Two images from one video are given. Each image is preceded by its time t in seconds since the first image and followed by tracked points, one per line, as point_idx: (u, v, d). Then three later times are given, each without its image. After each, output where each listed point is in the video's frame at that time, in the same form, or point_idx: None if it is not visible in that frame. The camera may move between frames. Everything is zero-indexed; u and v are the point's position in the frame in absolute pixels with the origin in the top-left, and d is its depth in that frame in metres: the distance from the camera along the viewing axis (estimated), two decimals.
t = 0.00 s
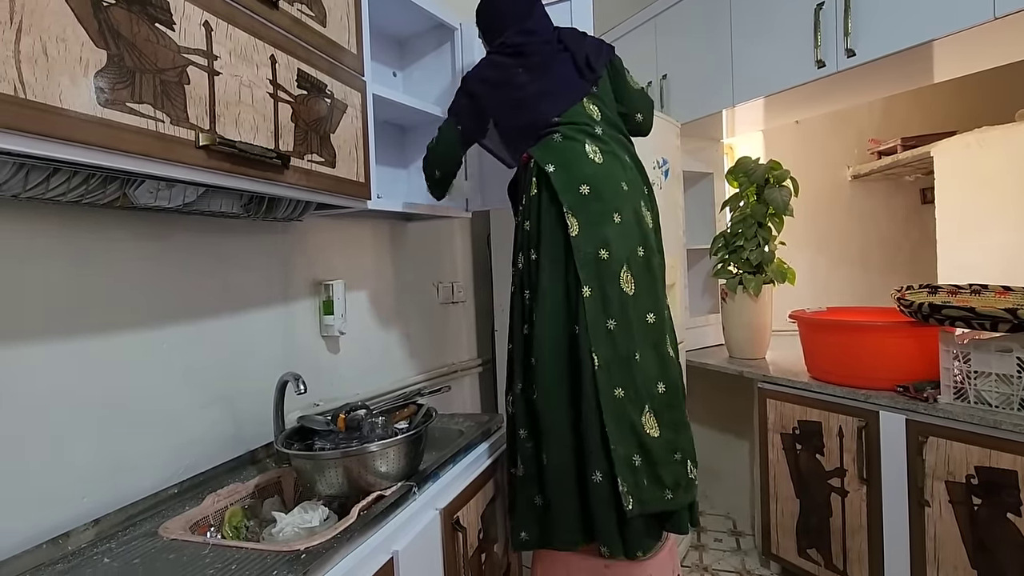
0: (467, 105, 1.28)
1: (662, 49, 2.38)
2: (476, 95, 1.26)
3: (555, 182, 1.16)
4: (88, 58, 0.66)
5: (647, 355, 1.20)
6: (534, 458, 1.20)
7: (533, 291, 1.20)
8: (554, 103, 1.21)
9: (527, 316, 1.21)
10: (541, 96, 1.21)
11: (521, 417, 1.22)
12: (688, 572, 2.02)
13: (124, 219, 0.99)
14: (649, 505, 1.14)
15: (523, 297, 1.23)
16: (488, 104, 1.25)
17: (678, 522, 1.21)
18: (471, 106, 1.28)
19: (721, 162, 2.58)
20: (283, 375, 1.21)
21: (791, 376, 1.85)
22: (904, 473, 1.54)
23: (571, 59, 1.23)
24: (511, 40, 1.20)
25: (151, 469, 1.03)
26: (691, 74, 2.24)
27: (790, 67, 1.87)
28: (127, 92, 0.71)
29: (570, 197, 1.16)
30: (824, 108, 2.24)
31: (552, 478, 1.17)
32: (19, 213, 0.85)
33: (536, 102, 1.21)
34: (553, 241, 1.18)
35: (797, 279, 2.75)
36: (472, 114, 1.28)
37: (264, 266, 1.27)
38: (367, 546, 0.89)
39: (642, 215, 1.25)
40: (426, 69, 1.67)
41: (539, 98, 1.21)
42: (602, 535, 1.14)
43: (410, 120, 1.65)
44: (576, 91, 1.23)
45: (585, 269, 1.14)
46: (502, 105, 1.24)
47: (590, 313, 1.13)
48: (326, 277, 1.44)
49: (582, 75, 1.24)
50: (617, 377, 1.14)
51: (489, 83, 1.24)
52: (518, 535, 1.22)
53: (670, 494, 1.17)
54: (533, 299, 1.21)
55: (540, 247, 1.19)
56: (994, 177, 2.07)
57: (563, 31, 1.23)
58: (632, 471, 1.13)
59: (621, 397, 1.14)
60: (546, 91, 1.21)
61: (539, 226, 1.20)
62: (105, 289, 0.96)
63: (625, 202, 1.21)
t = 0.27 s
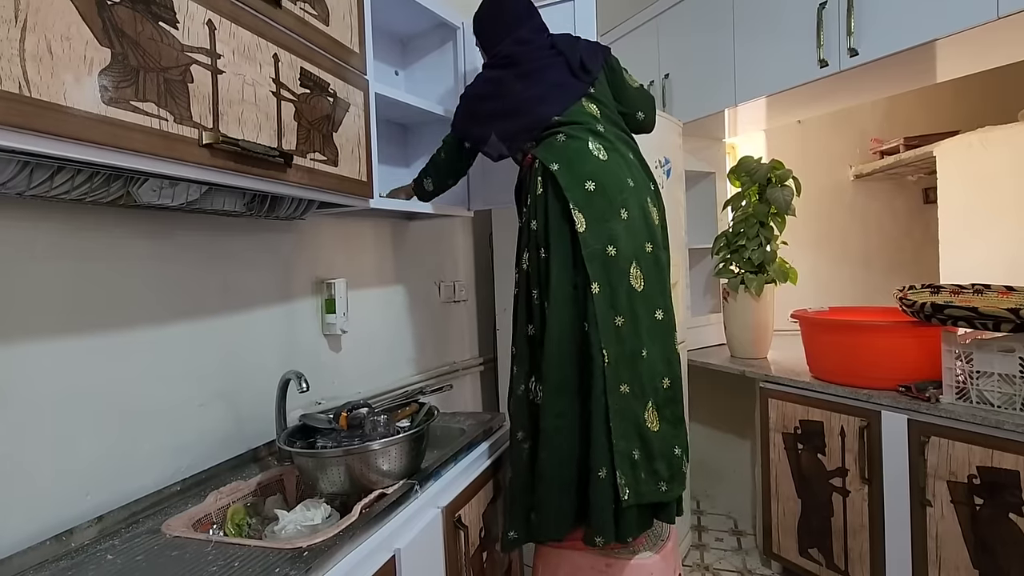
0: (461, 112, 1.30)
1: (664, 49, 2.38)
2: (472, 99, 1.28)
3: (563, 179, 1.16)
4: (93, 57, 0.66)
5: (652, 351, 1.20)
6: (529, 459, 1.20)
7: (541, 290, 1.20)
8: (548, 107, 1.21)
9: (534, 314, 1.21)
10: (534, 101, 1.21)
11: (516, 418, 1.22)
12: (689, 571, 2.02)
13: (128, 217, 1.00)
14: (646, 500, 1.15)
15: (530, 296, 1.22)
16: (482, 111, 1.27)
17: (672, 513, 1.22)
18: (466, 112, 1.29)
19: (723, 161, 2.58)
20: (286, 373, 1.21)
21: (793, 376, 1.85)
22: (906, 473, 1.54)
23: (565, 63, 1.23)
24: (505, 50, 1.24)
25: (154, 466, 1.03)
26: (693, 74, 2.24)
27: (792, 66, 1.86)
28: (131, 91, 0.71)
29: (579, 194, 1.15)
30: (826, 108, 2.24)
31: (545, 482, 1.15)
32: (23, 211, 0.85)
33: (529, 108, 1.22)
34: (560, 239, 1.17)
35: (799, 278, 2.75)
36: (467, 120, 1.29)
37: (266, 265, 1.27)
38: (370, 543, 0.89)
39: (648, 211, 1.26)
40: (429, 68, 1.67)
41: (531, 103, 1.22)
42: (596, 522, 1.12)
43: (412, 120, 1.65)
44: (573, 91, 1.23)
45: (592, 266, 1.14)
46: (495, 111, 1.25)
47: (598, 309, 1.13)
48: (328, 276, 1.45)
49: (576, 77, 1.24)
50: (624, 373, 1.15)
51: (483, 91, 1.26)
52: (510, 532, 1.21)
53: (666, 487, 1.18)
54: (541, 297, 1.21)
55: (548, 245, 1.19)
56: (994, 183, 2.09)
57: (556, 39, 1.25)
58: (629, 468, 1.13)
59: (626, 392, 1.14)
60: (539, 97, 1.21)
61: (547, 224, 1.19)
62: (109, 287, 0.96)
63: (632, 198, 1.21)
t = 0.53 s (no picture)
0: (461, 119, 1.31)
1: (667, 47, 2.37)
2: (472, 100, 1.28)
3: (570, 176, 1.16)
4: (94, 54, 0.66)
5: (654, 347, 1.21)
6: (528, 458, 1.20)
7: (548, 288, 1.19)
8: (547, 108, 1.21)
9: (539, 313, 1.20)
10: (532, 102, 1.21)
11: (515, 419, 1.22)
12: (691, 570, 2.02)
13: (129, 216, 0.99)
14: (640, 493, 1.16)
15: (535, 295, 1.22)
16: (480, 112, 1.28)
17: (660, 502, 1.24)
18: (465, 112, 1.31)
19: (725, 160, 2.57)
20: (288, 372, 1.21)
21: (795, 375, 1.84)
22: (908, 472, 1.54)
23: (563, 65, 1.23)
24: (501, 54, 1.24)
25: (155, 464, 1.03)
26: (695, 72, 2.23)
27: (795, 64, 1.86)
28: (132, 88, 0.71)
29: (586, 189, 1.15)
30: (829, 107, 2.23)
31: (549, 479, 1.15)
32: (25, 209, 0.85)
33: (526, 110, 1.21)
34: (567, 236, 1.17)
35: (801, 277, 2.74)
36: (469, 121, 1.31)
37: (268, 263, 1.27)
38: (371, 541, 0.89)
39: (655, 206, 1.26)
40: (431, 66, 1.67)
41: (529, 105, 1.21)
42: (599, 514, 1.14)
43: (414, 118, 1.65)
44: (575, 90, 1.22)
45: (597, 261, 1.14)
46: (492, 114, 1.26)
47: (603, 304, 1.14)
48: (330, 274, 1.44)
49: (575, 78, 1.23)
50: (627, 367, 1.15)
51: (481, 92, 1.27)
52: (510, 535, 1.20)
53: (658, 477, 1.19)
54: (546, 296, 1.20)
55: (555, 243, 1.19)
56: (997, 180, 2.10)
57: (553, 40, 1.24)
58: (626, 461, 1.14)
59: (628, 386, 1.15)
60: (536, 99, 1.21)
61: (554, 221, 1.19)
62: (110, 285, 0.96)
63: (638, 194, 1.21)
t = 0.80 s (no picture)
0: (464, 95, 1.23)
1: (668, 45, 2.37)
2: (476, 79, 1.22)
3: (574, 176, 1.15)
4: (94, 50, 0.66)
5: (656, 347, 1.21)
6: (531, 457, 1.20)
7: (551, 288, 1.19)
8: (559, 100, 1.20)
9: (543, 312, 1.20)
10: (546, 91, 1.19)
11: (519, 417, 1.21)
12: (691, 569, 2.02)
13: (129, 213, 0.99)
14: (646, 492, 1.16)
15: (538, 294, 1.21)
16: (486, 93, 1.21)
17: (669, 507, 1.22)
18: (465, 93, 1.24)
19: (726, 158, 2.57)
20: (289, 369, 1.21)
21: (796, 374, 1.84)
22: (909, 471, 1.54)
23: (577, 57, 1.22)
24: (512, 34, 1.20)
25: (156, 462, 1.03)
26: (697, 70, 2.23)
27: (797, 62, 1.85)
28: (133, 84, 0.70)
29: (589, 189, 1.15)
30: (831, 105, 2.22)
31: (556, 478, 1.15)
32: (25, 206, 0.85)
33: (539, 98, 1.19)
34: (571, 235, 1.17)
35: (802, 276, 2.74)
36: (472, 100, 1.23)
37: (268, 261, 1.27)
38: (371, 539, 0.89)
39: (655, 207, 1.26)
40: (431, 63, 1.67)
41: (543, 93, 1.19)
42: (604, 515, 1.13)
43: (415, 115, 1.65)
44: (580, 88, 1.21)
45: (601, 261, 1.14)
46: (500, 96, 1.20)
47: (606, 305, 1.14)
48: (330, 272, 1.44)
49: (588, 72, 1.23)
50: (629, 366, 1.15)
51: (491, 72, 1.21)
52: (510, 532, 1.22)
53: (665, 479, 1.19)
54: (549, 295, 1.19)
55: (558, 242, 1.18)
56: (999, 180, 2.11)
57: (569, 31, 1.23)
58: (630, 460, 1.15)
59: (630, 385, 1.15)
60: (550, 88, 1.19)
61: (558, 220, 1.18)
62: (110, 282, 0.96)
63: (640, 194, 1.21)
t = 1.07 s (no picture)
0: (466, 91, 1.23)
1: (668, 42, 2.36)
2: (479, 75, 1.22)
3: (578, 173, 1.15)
4: (90, 44, 0.65)
5: (660, 344, 1.21)
6: (534, 455, 1.19)
7: (554, 285, 1.18)
8: (562, 96, 1.19)
9: (546, 309, 1.19)
10: (550, 86, 1.18)
11: (521, 415, 1.21)
12: (689, 566, 2.02)
13: (126, 209, 0.99)
14: (653, 488, 1.16)
15: (541, 292, 1.21)
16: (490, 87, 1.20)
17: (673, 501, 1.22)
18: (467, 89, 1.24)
19: (726, 156, 2.56)
20: (286, 367, 1.20)
21: (795, 372, 1.84)
22: (907, 469, 1.54)
23: (581, 53, 1.22)
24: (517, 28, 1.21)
25: (153, 459, 1.03)
26: (696, 68, 2.22)
27: (797, 60, 1.85)
28: (129, 79, 0.70)
29: (593, 186, 1.15)
30: (831, 103, 2.22)
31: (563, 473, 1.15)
32: (20, 201, 0.85)
33: (542, 94, 1.19)
34: (575, 232, 1.16)
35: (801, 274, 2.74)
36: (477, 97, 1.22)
37: (267, 257, 1.27)
38: (369, 537, 0.89)
39: (657, 205, 1.25)
40: (430, 60, 1.66)
41: (547, 88, 1.18)
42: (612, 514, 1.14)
43: (413, 112, 1.64)
44: (584, 85, 1.21)
45: (604, 257, 1.14)
46: (503, 91, 1.20)
47: (610, 302, 1.13)
48: (329, 270, 1.44)
49: (590, 69, 1.22)
50: (633, 363, 1.15)
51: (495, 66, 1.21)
52: (518, 531, 1.20)
53: (670, 474, 1.19)
54: (551, 293, 1.19)
55: (562, 239, 1.17)
56: (998, 178, 2.11)
57: (572, 27, 1.23)
58: (637, 457, 1.14)
59: (635, 382, 1.15)
60: (554, 84, 1.18)
61: (561, 217, 1.18)
62: (107, 279, 0.96)
63: (643, 192, 1.21)
